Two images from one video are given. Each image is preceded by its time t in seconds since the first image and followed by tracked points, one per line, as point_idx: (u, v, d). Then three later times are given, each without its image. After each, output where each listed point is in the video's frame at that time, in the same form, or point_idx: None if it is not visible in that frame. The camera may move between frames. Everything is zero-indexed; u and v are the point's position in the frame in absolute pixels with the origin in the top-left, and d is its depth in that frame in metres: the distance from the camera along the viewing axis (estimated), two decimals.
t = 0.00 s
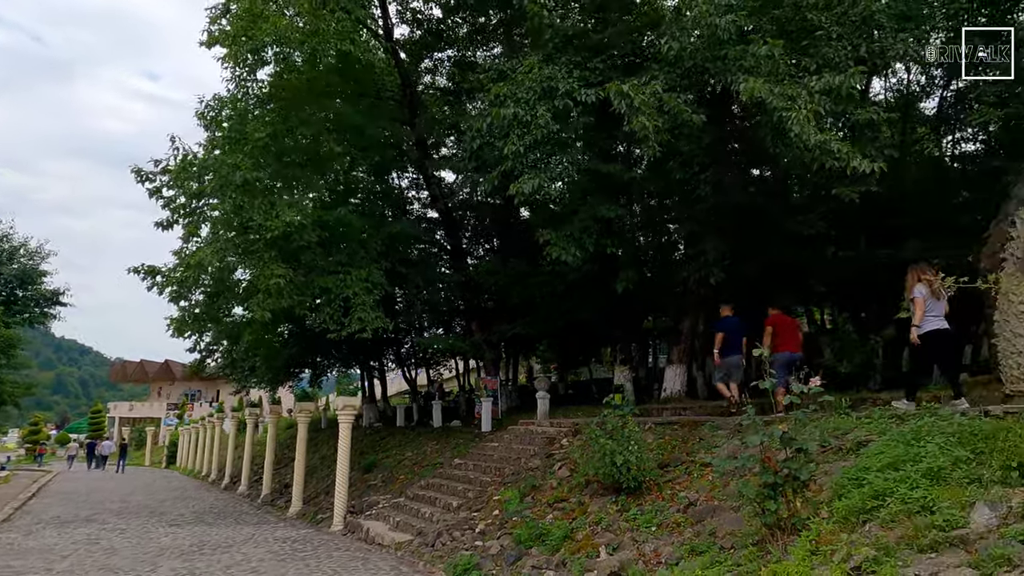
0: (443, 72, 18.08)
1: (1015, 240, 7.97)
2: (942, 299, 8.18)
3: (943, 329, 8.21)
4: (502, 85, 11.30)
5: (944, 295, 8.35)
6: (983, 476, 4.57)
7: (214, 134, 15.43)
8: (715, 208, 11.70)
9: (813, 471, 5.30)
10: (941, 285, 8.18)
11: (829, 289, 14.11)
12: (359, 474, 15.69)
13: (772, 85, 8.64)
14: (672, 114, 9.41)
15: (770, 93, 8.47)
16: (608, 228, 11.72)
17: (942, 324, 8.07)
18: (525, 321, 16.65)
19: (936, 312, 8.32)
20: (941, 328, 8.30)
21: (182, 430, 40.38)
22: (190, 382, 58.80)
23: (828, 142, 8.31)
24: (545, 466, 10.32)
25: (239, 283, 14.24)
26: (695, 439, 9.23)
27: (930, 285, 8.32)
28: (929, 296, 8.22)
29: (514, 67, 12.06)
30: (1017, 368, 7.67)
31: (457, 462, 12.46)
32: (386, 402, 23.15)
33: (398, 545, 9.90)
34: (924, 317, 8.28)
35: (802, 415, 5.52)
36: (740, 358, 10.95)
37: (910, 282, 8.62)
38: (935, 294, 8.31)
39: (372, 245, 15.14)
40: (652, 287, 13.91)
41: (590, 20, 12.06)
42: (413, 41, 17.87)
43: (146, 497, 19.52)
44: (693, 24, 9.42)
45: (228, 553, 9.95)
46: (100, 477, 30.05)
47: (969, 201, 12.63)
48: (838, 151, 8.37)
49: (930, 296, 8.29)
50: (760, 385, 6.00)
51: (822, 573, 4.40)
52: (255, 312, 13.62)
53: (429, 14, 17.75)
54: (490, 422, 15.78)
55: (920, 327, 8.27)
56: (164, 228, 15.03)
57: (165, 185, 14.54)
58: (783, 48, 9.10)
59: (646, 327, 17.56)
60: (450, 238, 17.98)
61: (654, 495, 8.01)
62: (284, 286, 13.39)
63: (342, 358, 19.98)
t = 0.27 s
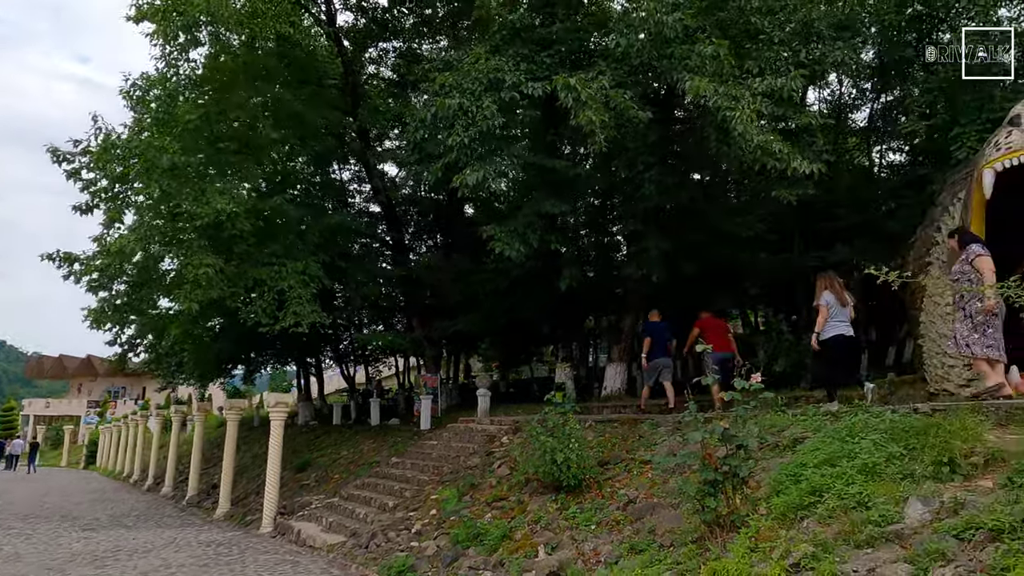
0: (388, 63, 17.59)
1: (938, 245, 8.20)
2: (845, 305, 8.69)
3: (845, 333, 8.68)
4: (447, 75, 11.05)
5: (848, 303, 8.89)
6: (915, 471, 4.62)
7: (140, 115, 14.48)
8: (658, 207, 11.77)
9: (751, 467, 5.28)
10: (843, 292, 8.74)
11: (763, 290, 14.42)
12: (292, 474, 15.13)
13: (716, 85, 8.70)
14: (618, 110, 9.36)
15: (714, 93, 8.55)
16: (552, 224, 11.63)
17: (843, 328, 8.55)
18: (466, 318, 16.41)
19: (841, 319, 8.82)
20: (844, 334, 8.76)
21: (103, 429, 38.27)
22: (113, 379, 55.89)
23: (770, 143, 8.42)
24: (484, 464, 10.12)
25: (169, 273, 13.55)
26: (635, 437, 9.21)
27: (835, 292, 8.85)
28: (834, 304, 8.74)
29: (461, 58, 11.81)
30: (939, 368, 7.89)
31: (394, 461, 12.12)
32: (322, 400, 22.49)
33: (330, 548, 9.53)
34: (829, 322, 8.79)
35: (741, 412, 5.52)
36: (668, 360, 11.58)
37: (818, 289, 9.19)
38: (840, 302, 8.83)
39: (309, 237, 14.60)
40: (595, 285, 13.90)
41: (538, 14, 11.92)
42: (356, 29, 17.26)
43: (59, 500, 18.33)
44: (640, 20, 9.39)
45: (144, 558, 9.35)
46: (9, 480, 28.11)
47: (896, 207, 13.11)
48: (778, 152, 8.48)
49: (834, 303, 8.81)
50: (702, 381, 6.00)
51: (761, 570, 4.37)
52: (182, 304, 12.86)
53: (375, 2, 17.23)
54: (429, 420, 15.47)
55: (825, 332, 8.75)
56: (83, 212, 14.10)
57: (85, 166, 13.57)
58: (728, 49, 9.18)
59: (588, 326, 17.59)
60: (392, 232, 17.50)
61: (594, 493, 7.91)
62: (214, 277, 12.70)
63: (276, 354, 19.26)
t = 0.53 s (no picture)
0: (330, 56, 17.11)
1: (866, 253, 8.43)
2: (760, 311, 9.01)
3: (761, 338, 8.99)
4: (391, 67, 10.75)
5: (764, 309, 9.21)
6: (850, 473, 4.68)
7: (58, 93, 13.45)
8: (601, 209, 11.79)
9: (691, 469, 5.26)
10: (758, 298, 9.06)
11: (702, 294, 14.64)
12: (219, 477, 14.47)
13: (662, 88, 8.75)
14: (565, 109, 9.30)
15: (660, 96, 8.60)
16: (496, 223, 11.50)
17: (757, 332, 8.85)
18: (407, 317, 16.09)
19: (758, 324, 9.11)
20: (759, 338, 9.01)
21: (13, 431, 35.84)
22: (26, 377, 52.54)
23: (714, 148, 8.51)
24: (422, 467, 9.86)
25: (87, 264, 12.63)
26: (576, 438, 9.16)
27: (752, 300, 9.16)
28: (750, 310, 9.04)
29: (406, 50, 11.53)
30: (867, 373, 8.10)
31: (329, 464, 11.71)
32: (254, 400, 21.67)
33: (257, 556, 9.09)
34: (746, 328, 9.09)
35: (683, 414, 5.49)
36: (593, 362, 11.86)
37: (738, 296, 9.51)
38: (756, 308, 9.12)
39: (242, 231, 13.89)
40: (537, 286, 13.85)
41: (486, 12, 11.81)
42: (298, 19, 16.51)
43: None
44: (588, 20, 9.36)
45: (52, 570, 8.69)
46: None
47: (828, 216, 13.56)
48: (722, 157, 8.59)
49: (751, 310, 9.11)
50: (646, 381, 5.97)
51: (701, 575, 4.33)
52: (101, 298, 12.02)
53: None
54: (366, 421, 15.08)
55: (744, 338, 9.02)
56: None
57: None
58: (674, 54, 9.26)
59: (530, 327, 17.54)
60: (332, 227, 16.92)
61: (533, 496, 7.78)
62: (137, 270, 11.94)
63: (205, 353, 18.42)
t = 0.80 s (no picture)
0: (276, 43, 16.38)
1: (806, 256, 8.62)
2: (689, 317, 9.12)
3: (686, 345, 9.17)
4: (340, 55, 10.42)
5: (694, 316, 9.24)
6: (795, 471, 4.72)
7: None
8: (551, 207, 11.76)
9: (640, 468, 5.22)
10: (688, 304, 9.17)
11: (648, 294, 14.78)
12: (148, 478, 13.79)
13: (614, 87, 8.77)
14: (518, 105, 9.19)
15: (612, 94, 8.60)
16: (445, 218, 11.33)
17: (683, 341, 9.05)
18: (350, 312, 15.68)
19: (685, 330, 9.26)
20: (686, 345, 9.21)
21: None
22: None
23: (665, 148, 8.55)
24: (365, 467, 9.58)
25: (5, 251, 11.88)
26: (522, 437, 9.06)
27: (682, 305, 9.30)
28: (680, 315, 9.18)
29: (355, 38, 11.19)
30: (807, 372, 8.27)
31: (266, 464, 11.28)
32: (188, 398, 20.80)
33: (187, 560, 8.66)
34: (675, 333, 9.22)
35: (633, 411, 5.44)
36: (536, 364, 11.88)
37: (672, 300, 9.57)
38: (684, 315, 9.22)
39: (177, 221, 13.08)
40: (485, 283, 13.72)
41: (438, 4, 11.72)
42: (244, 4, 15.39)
43: None
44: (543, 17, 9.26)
45: None
46: None
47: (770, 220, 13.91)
48: (672, 157, 8.63)
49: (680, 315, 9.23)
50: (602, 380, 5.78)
51: (649, 575, 4.29)
52: (19, 287, 11.22)
53: None
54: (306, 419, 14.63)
55: (672, 343, 9.14)
56: None
57: None
58: (627, 53, 9.27)
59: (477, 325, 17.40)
60: (274, 218, 16.20)
61: (479, 496, 7.64)
62: (60, 258, 11.22)
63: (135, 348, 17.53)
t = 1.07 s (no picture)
0: (228, 27, 15.68)
1: (763, 256, 8.74)
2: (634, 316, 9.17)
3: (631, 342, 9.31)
4: (296, 40, 10.07)
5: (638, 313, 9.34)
6: (756, 468, 4.73)
7: None
8: (511, 202, 11.66)
9: (603, 466, 5.16)
10: (632, 303, 9.21)
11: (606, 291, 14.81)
12: (86, 478, 13.15)
13: (578, 82, 8.73)
14: (482, 98, 9.05)
15: (576, 89, 8.53)
16: (403, 211, 11.11)
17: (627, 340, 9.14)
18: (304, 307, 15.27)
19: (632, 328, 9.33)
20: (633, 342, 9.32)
21: None
22: None
23: (628, 145, 8.53)
24: (317, 466, 9.31)
25: None
26: (480, 434, 8.94)
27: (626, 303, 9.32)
28: (625, 314, 9.19)
29: (313, 24, 10.85)
30: (763, 370, 8.36)
31: (213, 463, 10.86)
32: (129, 395, 19.96)
33: (128, 565, 8.25)
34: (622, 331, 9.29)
35: (596, 409, 5.38)
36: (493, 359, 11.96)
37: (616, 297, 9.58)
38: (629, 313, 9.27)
39: (121, 209, 12.40)
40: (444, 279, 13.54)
41: None
42: None
43: None
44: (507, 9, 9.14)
45: None
46: None
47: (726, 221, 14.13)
48: (635, 154, 8.62)
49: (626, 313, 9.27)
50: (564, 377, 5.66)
51: (613, 575, 4.23)
52: None
53: None
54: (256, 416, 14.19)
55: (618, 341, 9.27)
56: None
57: None
58: (591, 49, 9.22)
59: (433, 321, 17.19)
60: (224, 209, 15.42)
61: (437, 495, 7.48)
62: None
63: (73, 342, 16.70)
